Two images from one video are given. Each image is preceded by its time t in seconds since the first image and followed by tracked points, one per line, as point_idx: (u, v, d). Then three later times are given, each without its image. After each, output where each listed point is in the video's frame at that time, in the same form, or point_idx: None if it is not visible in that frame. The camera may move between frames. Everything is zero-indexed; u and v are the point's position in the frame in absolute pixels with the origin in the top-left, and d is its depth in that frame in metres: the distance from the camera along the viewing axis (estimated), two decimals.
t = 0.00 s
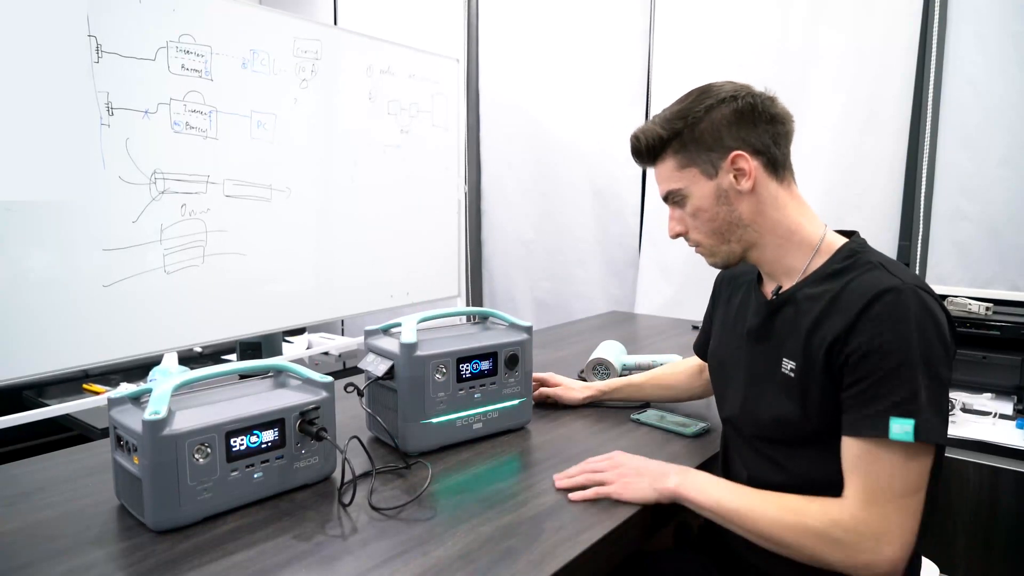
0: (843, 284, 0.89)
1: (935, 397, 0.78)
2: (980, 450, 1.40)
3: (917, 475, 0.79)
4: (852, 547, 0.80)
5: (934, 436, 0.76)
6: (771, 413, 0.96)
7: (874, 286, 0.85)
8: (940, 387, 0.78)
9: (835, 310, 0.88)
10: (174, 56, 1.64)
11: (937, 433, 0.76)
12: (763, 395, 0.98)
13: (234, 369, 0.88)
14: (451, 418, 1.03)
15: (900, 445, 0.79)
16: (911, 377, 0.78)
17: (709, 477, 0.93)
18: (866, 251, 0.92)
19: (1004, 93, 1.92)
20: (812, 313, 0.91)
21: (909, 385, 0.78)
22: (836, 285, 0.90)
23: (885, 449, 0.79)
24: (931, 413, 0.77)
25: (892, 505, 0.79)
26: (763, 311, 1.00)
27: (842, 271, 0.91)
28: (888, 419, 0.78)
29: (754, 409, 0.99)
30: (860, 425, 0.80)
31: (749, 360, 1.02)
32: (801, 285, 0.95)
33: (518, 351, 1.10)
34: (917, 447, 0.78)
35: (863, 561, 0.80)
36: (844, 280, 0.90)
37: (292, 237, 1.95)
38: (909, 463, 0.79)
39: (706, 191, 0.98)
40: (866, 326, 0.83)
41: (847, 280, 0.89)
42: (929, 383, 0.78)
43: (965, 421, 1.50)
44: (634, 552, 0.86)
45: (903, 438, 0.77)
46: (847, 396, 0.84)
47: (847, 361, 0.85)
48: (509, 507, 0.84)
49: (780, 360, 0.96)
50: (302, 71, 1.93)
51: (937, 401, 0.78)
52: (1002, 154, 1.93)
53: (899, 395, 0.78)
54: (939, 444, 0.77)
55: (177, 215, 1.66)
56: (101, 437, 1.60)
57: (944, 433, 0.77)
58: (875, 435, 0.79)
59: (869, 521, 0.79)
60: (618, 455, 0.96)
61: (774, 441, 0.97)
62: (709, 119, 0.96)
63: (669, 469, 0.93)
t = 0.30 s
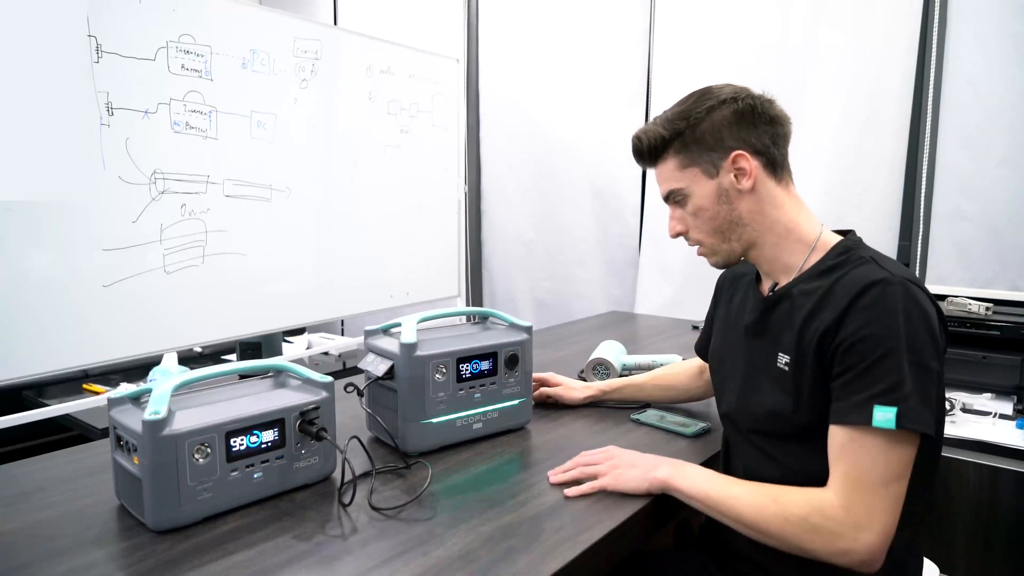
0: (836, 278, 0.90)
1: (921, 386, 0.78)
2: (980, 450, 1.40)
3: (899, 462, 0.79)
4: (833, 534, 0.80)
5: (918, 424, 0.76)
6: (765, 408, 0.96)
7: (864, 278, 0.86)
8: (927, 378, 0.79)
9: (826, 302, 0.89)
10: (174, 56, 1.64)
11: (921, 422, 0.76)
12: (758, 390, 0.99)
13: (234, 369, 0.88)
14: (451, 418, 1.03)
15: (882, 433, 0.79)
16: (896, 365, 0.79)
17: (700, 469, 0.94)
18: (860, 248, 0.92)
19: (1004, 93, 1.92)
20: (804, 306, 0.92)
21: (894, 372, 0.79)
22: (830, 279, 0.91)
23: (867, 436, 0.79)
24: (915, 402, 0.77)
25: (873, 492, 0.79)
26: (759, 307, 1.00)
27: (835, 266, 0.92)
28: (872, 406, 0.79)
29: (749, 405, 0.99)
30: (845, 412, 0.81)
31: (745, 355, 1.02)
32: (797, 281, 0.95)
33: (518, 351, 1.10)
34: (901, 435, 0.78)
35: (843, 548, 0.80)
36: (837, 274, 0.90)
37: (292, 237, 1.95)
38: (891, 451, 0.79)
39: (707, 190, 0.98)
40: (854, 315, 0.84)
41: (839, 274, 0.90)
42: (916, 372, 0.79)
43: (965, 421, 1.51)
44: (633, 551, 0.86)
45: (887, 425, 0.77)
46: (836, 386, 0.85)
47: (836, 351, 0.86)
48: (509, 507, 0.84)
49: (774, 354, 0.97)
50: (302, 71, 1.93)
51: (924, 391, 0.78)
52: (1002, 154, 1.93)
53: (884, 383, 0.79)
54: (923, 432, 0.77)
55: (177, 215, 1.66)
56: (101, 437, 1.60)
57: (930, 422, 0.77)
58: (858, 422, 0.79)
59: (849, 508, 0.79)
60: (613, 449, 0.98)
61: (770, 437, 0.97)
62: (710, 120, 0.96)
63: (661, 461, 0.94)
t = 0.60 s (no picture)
0: (833, 276, 0.90)
1: (920, 383, 0.78)
2: (980, 450, 1.40)
3: (899, 461, 0.79)
4: (834, 534, 0.80)
5: (918, 421, 0.76)
6: (764, 407, 0.96)
7: (861, 276, 0.86)
8: (926, 374, 0.78)
9: (824, 300, 0.89)
10: (174, 56, 1.64)
11: (921, 418, 0.76)
12: (757, 389, 0.99)
13: (234, 369, 0.88)
14: (451, 418, 1.03)
15: (881, 432, 0.79)
16: (895, 362, 0.79)
17: (700, 470, 0.94)
18: (858, 247, 0.93)
19: (1004, 93, 1.93)
20: (804, 306, 0.92)
21: (892, 369, 0.79)
22: (827, 277, 0.91)
23: (866, 435, 0.79)
24: (914, 398, 0.77)
25: (874, 491, 0.79)
26: (758, 306, 1.00)
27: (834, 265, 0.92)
28: (872, 403, 0.79)
29: (749, 404, 0.99)
30: (844, 410, 0.81)
31: (745, 354, 1.02)
32: (796, 280, 0.95)
33: (518, 351, 1.10)
34: (901, 432, 0.78)
35: (845, 547, 0.80)
36: (835, 272, 0.90)
37: (292, 237, 1.95)
38: (892, 450, 0.79)
39: (705, 191, 0.98)
40: (852, 313, 0.84)
41: (837, 272, 0.90)
42: (915, 369, 0.79)
43: (965, 421, 1.51)
44: (633, 551, 0.86)
45: (886, 423, 0.77)
46: (835, 384, 0.85)
47: (835, 349, 0.86)
48: (509, 507, 0.84)
49: (773, 353, 0.97)
50: (302, 71, 1.93)
51: (923, 389, 0.78)
52: (1002, 154, 1.93)
53: (883, 380, 0.79)
54: (922, 428, 0.76)
55: (177, 215, 1.66)
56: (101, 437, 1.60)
57: (929, 420, 0.77)
58: (857, 420, 0.79)
59: (850, 507, 0.79)
60: (612, 451, 0.98)
61: (769, 436, 0.97)
62: (707, 122, 0.96)
63: (660, 463, 0.94)
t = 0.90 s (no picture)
0: (830, 275, 0.90)
1: (915, 383, 0.78)
2: (980, 451, 1.40)
3: (897, 460, 0.79)
4: (833, 534, 0.80)
5: (914, 419, 0.76)
6: (763, 407, 0.96)
7: (857, 275, 0.86)
8: (922, 373, 0.78)
9: (821, 299, 0.89)
10: (174, 56, 1.64)
11: (917, 417, 0.76)
12: (756, 388, 0.99)
13: (234, 369, 0.88)
14: (451, 418, 1.03)
15: (879, 431, 0.79)
16: (891, 360, 0.79)
17: (698, 470, 0.94)
18: (855, 246, 0.93)
19: (1004, 93, 1.93)
20: (802, 305, 0.92)
21: (888, 367, 0.79)
22: (825, 277, 0.91)
23: (865, 434, 0.79)
24: (910, 396, 0.77)
25: (873, 490, 0.79)
26: (757, 306, 1.00)
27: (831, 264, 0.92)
28: (868, 402, 0.79)
29: (748, 403, 0.99)
30: (841, 408, 0.81)
31: (744, 353, 1.02)
32: (794, 279, 0.95)
33: (518, 351, 1.10)
34: (898, 431, 0.78)
35: (845, 547, 0.80)
36: (833, 271, 0.90)
37: (292, 236, 1.95)
38: (890, 449, 0.79)
39: (702, 192, 0.98)
40: (849, 312, 0.84)
41: (834, 271, 0.90)
42: (911, 368, 0.79)
43: (965, 421, 1.51)
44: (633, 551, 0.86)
45: (883, 421, 0.77)
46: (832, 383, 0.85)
47: (831, 348, 0.86)
48: (509, 507, 0.84)
49: (772, 353, 0.97)
50: (302, 71, 1.93)
51: (919, 387, 0.78)
52: (1003, 153, 1.93)
53: (879, 378, 0.79)
54: (919, 427, 0.76)
55: (177, 215, 1.66)
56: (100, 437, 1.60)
57: (925, 418, 0.77)
58: (855, 418, 0.79)
59: (850, 507, 0.80)
60: (613, 452, 0.98)
61: (768, 435, 0.97)
62: (704, 123, 0.96)
63: (659, 464, 0.94)
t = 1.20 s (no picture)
0: (831, 275, 0.90)
1: (917, 382, 0.78)
2: (980, 451, 1.40)
3: (898, 459, 0.79)
4: (835, 533, 0.80)
5: (915, 418, 0.76)
6: (764, 407, 0.96)
7: (858, 275, 0.86)
8: (923, 372, 0.78)
9: (823, 299, 0.89)
10: (174, 56, 1.64)
11: (917, 416, 0.76)
12: (757, 388, 0.99)
13: (234, 369, 0.88)
14: (451, 418, 1.03)
15: (880, 431, 0.79)
16: (892, 359, 0.79)
17: (699, 471, 0.94)
18: (856, 246, 0.93)
19: (1003, 93, 1.93)
20: (803, 305, 0.92)
21: (890, 367, 0.79)
22: (826, 277, 0.91)
23: (866, 434, 0.79)
24: (912, 395, 0.77)
25: (874, 490, 0.79)
26: (758, 306, 1.00)
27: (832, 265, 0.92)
28: (870, 401, 0.78)
29: (749, 403, 0.99)
30: (843, 408, 0.81)
31: (744, 353, 1.02)
32: (795, 279, 0.95)
33: (518, 351, 1.10)
34: (899, 430, 0.78)
35: (847, 546, 0.80)
36: (833, 271, 0.90)
37: (292, 236, 1.95)
38: (892, 449, 0.78)
39: (703, 191, 0.98)
40: (850, 311, 0.84)
41: (835, 271, 0.90)
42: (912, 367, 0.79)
43: (965, 421, 1.51)
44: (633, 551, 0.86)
45: (885, 419, 0.77)
46: (833, 382, 0.85)
47: (833, 348, 0.86)
48: (509, 507, 0.84)
49: (773, 353, 0.97)
50: (302, 71, 1.93)
51: (921, 386, 0.78)
52: (1003, 153, 1.93)
53: (880, 377, 0.79)
54: (920, 426, 0.76)
55: (177, 215, 1.66)
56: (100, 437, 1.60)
57: (927, 417, 0.77)
58: (856, 417, 0.79)
59: (851, 507, 0.80)
60: (614, 452, 0.98)
61: (769, 435, 0.97)
62: (707, 123, 0.96)
63: (660, 465, 0.94)
